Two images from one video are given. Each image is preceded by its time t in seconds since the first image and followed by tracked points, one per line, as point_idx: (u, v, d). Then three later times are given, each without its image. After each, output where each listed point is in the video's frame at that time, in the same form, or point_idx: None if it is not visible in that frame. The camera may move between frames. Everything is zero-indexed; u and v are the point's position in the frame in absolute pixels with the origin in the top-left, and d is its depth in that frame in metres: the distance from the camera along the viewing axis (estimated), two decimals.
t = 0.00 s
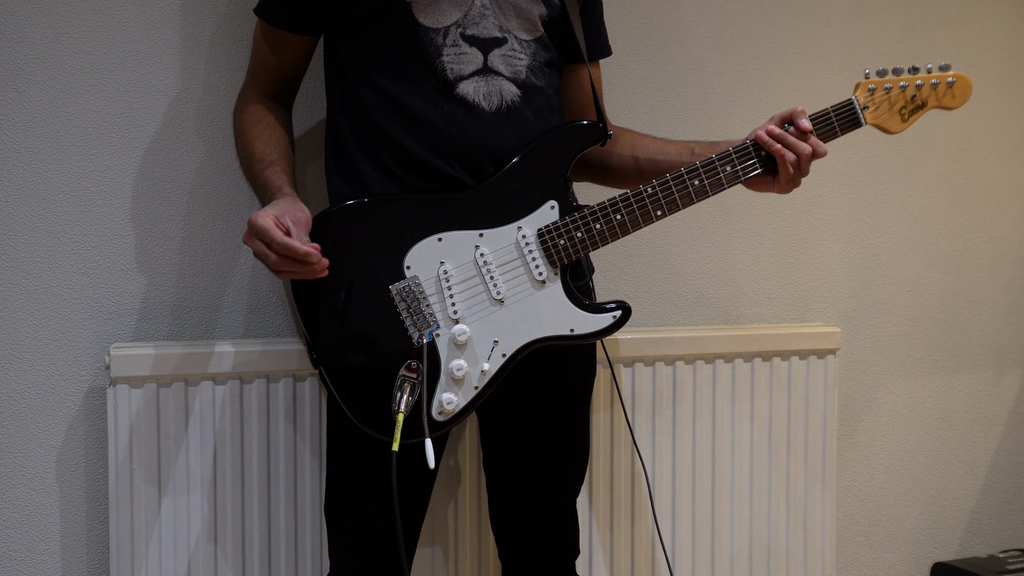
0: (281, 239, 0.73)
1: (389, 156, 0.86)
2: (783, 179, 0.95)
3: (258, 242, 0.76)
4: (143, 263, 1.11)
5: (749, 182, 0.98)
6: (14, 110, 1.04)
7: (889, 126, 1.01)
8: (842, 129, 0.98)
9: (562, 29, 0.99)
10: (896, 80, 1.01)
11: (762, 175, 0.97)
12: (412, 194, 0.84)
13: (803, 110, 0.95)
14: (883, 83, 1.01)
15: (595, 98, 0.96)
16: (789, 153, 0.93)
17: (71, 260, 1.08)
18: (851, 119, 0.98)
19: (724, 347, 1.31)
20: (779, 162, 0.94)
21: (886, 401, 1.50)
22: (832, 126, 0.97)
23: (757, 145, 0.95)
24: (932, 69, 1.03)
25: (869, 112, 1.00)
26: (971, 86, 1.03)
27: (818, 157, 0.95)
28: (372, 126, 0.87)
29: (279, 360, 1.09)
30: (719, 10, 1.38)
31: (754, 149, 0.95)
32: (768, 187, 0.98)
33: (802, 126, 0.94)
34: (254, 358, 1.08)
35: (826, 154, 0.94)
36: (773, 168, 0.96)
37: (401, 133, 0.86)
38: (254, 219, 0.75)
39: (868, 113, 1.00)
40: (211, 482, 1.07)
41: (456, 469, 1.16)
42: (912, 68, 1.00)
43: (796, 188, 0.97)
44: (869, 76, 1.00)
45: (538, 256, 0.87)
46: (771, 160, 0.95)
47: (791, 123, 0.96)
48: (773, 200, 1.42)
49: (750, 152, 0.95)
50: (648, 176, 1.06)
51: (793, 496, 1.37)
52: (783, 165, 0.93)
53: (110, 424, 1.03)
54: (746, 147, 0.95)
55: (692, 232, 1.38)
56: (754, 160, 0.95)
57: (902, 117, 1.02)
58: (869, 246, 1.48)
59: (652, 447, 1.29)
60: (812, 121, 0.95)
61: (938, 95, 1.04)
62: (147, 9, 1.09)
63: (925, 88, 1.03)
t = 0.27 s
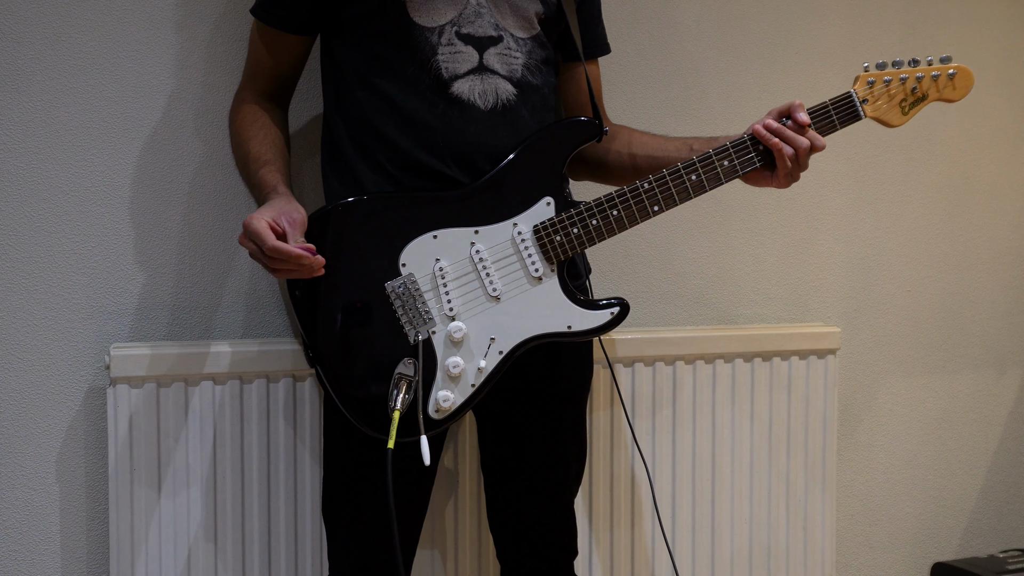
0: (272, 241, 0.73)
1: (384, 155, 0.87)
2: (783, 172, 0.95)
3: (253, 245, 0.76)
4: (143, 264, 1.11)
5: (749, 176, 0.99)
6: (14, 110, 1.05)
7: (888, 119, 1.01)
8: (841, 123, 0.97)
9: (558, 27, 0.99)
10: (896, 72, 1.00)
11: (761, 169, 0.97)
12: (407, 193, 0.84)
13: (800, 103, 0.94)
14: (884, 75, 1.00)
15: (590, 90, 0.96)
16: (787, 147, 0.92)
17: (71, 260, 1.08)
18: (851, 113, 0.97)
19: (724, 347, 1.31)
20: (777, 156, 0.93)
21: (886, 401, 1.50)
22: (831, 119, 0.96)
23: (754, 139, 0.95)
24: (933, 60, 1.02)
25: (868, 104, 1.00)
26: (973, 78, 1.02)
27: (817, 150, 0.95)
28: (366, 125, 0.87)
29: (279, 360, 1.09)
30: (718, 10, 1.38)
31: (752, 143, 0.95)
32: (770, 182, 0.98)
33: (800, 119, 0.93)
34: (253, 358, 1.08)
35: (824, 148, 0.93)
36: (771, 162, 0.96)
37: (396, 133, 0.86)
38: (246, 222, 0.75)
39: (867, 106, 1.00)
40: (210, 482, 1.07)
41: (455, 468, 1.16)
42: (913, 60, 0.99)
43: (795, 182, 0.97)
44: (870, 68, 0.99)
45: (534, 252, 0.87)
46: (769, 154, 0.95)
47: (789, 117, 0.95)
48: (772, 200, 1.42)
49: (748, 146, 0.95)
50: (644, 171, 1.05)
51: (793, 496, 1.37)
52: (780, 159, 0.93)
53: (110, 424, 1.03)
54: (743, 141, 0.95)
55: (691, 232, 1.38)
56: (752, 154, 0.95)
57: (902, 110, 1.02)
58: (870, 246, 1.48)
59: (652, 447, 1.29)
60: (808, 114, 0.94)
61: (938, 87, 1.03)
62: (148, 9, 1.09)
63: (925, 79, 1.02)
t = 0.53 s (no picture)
0: (275, 244, 0.73)
1: (378, 154, 0.87)
2: (775, 173, 0.95)
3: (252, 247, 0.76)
4: (143, 264, 1.11)
5: (741, 177, 0.99)
6: (14, 110, 1.05)
7: (879, 120, 1.01)
8: (833, 125, 0.98)
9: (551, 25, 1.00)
10: (886, 74, 1.01)
11: (753, 169, 0.97)
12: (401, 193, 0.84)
13: (792, 104, 0.94)
14: (873, 76, 1.00)
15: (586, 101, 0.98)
16: (779, 149, 0.93)
17: (71, 260, 1.08)
18: (841, 114, 0.97)
19: (724, 347, 1.30)
20: (770, 157, 0.94)
21: (886, 401, 1.49)
22: (822, 121, 0.97)
23: (746, 140, 0.95)
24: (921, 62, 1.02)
25: (859, 106, 1.00)
26: (961, 80, 1.03)
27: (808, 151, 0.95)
28: (361, 124, 0.87)
29: (278, 360, 1.09)
30: (718, 10, 1.38)
31: (745, 144, 0.95)
32: (760, 182, 0.99)
33: (792, 120, 0.93)
34: (253, 358, 1.08)
35: (815, 149, 0.94)
36: (764, 163, 0.96)
37: (390, 131, 0.86)
38: (246, 224, 0.75)
39: (858, 108, 1.00)
40: (210, 483, 1.07)
41: (455, 468, 1.16)
42: (902, 61, 1.00)
43: (787, 182, 0.97)
44: (859, 69, 1.00)
45: (529, 253, 0.87)
46: (761, 154, 0.95)
47: (781, 118, 0.95)
48: (772, 200, 1.42)
49: (741, 147, 0.95)
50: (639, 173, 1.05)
51: (793, 496, 1.37)
52: (774, 160, 0.93)
53: (110, 424, 1.03)
54: (736, 142, 0.95)
55: (691, 233, 1.38)
56: (744, 155, 0.95)
57: (892, 111, 1.02)
58: (870, 246, 1.48)
59: (651, 447, 1.29)
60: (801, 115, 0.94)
61: (927, 89, 1.03)
62: (147, 9, 1.10)
63: (915, 81, 1.02)
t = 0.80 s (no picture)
0: (277, 246, 0.73)
1: (373, 155, 0.87)
2: (764, 179, 0.95)
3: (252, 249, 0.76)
4: (142, 264, 1.12)
5: (730, 182, 0.98)
6: (13, 110, 1.05)
7: (864, 128, 1.01)
8: (820, 131, 0.98)
9: (542, 27, 1.00)
10: (870, 82, 1.01)
11: (742, 175, 0.97)
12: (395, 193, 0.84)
13: (782, 111, 0.94)
14: (859, 84, 1.00)
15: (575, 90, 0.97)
16: (770, 155, 0.93)
17: (71, 261, 1.09)
18: (829, 120, 0.98)
19: (724, 347, 1.30)
20: (760, 163, 0.94)
21: (886, 401, 1.49)
22: (810, 128, 0.97)
23: (737, 145, 0.95)
24: (904, 71, 1.03)
25: (845, 113, 0.99)
26: (943, 89, 1.04)
27: (797, 158, 0.95)
28: (355, 124, 0.87)
29: (277, 361, 1.09)
30: (718, 10, 1.38)
31: (736, 150, 0.95)
32: (749, 187, 0.99)
33: (782, 127, 0.93)
34: (253, 358, 1.08)
35: (803, 156, 0.94)
36: (754, 169, 0.96)
37: (385, 131, 0.86)
38: (246, 226, 0.75)
39: (844, 115, 0.99)
40: (210, 483, 1.08)
41: (454, 468, 1.16)
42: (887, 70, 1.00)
43: (774, 188, 0.98)
44: (845, 77, 0.99)
45: (524, 255, 0.87)
46: (751, 160, 0.95)
47: (771, 124, 0.95)
48: (772, 200, 1.42)
49: (732, 153, 0.95)
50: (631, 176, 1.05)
51: (793, 497, 1.37)
52: (764, 166, 0.94)
53: (109, 424, 1.04)
54: (727, 148, 0.95)
55: (691, 233, 1.38)
56: (735, 161, 0.95)
57: (877, 118, 1.01)
58: (870, 246, 1.48)
59: (651, 447, 1.29)
60: (791, 121, 0.94)
61: (911, 97, 1.04)
62: (146, 10, 1.10)
63: (900, 89, 1.03)
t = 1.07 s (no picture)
0: (287, 250, 0.73)
1: (373, 156, 0.87)
2: (760, 181, 0.95)
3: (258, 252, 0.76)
4: (142, 263, 1.12)
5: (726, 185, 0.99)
6: (14, 110, 1.05)
7: (859, 131, 1.01)
8: (816, 133, 0.98)
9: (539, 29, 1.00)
10: (864, 86, 1.01)
11: (739, 178, 0.97)
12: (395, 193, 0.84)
13: (778, 113, 0.95)
14: (853, 88, 1.01)
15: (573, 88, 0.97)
16: (766, 157, 0.93)
17: (70, 261, 1.09)
18: (824, 124, 0.98)
19: (724, 347, 1.30)
20: (756, 166, 0.94)
21: (886, 401, 1.49)
22: (806, 130, 0.97)
23: (734, 148, 0.95)
24: (898, 75, 1.03)
25: (840, 116, 1.00)
26: (936, 93, 1.04)
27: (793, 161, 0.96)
28: (354, 124, 0.87)
29: (277, 361, 1.09)
30: (718, 10, 1.38)
31: (733, 152, 0.95)
32: (745, 190, 0.99)
33: (778, 130, 0.94)
34: (253, 358, 1.08)
35: (801, 158, 0.95)
36: (751, 171, 0.96)
37: (384, 131, 0.86)
38: (253, 229, 0.74)
39: (839, 118, 1.00)
40: (210, 483, 1.08)
41: (455, 468, 1.16)
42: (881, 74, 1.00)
43: (770, 191, 0.98)
44: (840, 81, 1.00)
45: (523, 256, 0.87)
46: (748, 163, 0.95)
47: (768, 127, 0.96)
48: (772, 200, 1.42)
49: (729, 155, 0.95)
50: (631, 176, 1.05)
51: (793, 496, 1.37)
52: (761, 169, 0.94)
53: (109, 424, 1.04)
54: (724, 151, 0.95)
55: (691, 233, 1.38)
56: (732, 163, 0.95)
57: (871, 121, 1.02)
58: (870, 246, 1.48)
59: (651, 447, 1.29)
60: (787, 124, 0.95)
61: (906, 100, 1.04)
62: (146, 10, 1.10)
63: (894, 92, 1.03)
